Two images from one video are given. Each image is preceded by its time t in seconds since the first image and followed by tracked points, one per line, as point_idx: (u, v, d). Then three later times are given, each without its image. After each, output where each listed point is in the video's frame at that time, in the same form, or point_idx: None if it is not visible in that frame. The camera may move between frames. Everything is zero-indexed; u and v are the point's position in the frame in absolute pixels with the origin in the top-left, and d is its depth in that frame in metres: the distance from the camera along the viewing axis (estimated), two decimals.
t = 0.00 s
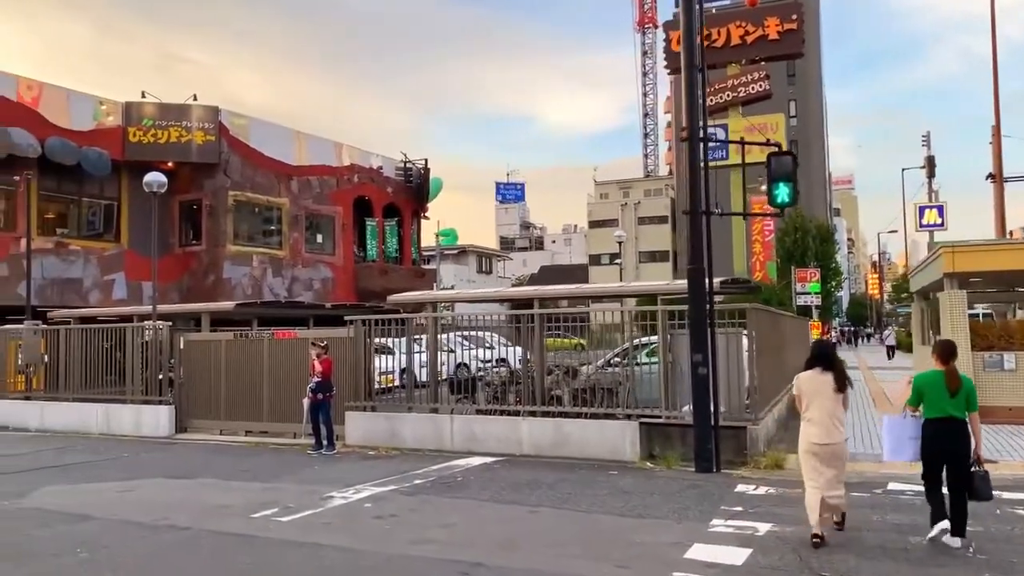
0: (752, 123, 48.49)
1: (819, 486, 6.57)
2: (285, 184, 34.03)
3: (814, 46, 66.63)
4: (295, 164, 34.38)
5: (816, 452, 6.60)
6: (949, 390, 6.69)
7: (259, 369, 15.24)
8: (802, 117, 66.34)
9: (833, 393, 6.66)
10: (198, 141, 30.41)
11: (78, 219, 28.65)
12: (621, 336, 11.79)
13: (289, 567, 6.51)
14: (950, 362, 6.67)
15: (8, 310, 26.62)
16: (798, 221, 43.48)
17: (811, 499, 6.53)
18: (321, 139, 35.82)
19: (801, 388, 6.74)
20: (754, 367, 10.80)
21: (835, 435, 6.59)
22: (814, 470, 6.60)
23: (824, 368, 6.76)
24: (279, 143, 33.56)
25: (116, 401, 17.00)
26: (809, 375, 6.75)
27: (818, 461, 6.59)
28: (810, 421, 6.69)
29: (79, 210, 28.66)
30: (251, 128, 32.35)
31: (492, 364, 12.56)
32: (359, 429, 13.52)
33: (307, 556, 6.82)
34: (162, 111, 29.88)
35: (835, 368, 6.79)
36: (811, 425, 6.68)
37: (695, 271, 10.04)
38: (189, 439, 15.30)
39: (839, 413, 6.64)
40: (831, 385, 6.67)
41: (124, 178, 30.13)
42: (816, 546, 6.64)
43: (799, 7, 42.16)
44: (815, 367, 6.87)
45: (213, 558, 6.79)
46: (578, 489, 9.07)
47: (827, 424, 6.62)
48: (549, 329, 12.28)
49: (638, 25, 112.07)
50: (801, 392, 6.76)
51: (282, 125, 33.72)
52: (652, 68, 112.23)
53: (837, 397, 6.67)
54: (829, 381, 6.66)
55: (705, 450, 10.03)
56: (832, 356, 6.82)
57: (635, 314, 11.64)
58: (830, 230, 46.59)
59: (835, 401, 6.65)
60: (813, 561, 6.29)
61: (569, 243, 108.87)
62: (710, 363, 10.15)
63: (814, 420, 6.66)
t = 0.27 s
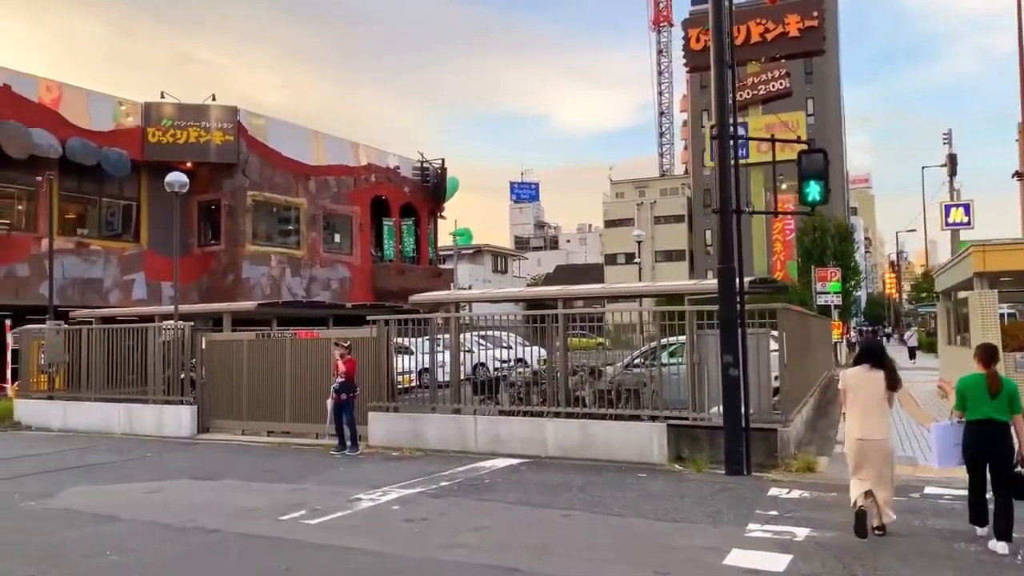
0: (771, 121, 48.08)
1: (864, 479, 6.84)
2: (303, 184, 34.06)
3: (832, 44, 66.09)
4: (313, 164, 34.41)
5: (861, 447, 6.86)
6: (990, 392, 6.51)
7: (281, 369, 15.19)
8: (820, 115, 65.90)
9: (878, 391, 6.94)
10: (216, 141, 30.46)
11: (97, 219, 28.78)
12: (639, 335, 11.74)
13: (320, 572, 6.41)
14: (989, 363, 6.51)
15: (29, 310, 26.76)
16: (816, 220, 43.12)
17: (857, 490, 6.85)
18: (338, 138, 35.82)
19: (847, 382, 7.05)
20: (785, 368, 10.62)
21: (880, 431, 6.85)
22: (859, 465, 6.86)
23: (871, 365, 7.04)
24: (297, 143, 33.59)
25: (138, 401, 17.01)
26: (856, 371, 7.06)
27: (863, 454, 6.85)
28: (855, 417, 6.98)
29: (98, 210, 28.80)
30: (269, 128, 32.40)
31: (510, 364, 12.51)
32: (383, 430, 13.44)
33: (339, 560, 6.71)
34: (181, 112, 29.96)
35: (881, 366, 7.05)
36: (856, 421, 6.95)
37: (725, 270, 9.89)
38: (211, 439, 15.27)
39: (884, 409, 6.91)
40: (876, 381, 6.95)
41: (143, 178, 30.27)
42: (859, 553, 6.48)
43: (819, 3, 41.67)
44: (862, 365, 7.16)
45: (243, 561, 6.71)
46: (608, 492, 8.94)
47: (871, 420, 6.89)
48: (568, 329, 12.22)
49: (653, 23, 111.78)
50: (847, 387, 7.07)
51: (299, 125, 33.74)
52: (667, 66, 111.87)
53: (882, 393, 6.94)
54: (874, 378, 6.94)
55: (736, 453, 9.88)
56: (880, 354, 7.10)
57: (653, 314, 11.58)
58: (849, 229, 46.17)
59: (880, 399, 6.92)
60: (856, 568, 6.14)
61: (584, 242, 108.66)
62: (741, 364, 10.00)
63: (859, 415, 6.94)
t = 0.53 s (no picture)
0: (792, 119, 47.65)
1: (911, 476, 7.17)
2: (324, 184, 34.10)
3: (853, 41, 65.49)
4: (334, 164, 34.46)
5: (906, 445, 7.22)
6: None
7: (306, 369, 15.16)
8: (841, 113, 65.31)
9: (924, 392, 7.29)
10: (238, 142, 30.54)
11: (120, 219, 28.93)
12: (654, 335, 11.70)
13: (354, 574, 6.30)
14: None
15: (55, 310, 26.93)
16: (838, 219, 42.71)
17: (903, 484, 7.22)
18: (359, 138, 35.85)
19: (895, 384, 7.45)
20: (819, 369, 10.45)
21: (924, 430, 7.18)
22: (906, 463, 7.22)
23: (918, 367, 7.42)
24: (318, 142, 33.65)
25: (164, 401, 17.05)
26: (903, 372, 7.45)
27: (908, 450, 7.21)
28: (901, 417, 7.35)
29: (121, 210, 28.95)
30: (290, 128, 32.47)
31: (536, 363, 12.41)
32: (409, 430, 13.36)
33: (373, 562, 6.62)
34: (203, 112, 30.09)
35: (928, 367, 7.42)
36: (902, 421, 7.32)
37: (759, 269, 9.74)
38: (237, 439, 15.25)
39: (930, 408, 7.25)
40: (921, 382, 7.32)
41: (166, 178, 30.41)
42: (906, 560, 6.30)
43: None
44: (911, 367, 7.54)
45: (277, 563, 6.63)
46: (641, 494, 8.81)
47: (916, 419, 7.24)
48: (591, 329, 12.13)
49: (671, 22, 111.37)
50: (895, 389, 7.47)
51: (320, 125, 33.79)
52: (686, 64, 111.33)
53: (928, 394, 7.29)
54: (920, 378, 7.32)
55: (771, 454, 9.72)
56: (926, 356, 7.48)
57: (673, 313, 11.53)
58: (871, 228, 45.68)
59: (926, 399, 7.27)
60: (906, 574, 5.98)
61: (601, 242, 108.38)
62: (776, 364, 9.84)
63: (904, 414, 7.32)
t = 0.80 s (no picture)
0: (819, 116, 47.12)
1: (966, 476, 6.95)
2: (350, 183, 34.14)
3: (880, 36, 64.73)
4: (360, 163, 34.48)
5: (962, 443, 7.00)
6: None
7: (336, 367, 15.11)
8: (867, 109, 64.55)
9: (980, 390, 7.10)
10: (265, 141, 30.65)
11: (147, 219, 29.11)
12: (682, 332, 11.55)
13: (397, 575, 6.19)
14: None
15: (85, 309, 27.15)
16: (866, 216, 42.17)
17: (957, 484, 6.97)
18: (383, 137, 35.88)
19: (949, 381, 7.23)
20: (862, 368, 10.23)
21: (981, 428, 6.98)
22: (960, 462, 7.00)
23: (972, 364, 7.21)
24: (343, 142, 33.68)
25: (194, 399, 17.08)
26: (957, 369, 7.22)
27: (963, 449, 6.99)
28: (955, 415, 7.13)
29: (148, 209, 29.13)
30: (316, 127, 32.55)
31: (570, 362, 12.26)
32: (440, 429, 13.25)
33: (414, 563, 6.51)
34: (229, 112, 30.25)
35: (982, 365, 7.21)
36: (957, 419, 7.11)
37: (802, 265, 9.54)
38: (267, 437, 15.22)
39: (985, 407, 7.06)
40: (977, 379, 7.11)
41: (193, 178, 30.58)
42: (968, 564, 6.08)
43: None
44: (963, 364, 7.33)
45: (318, 563, 6.53)
46: (683, 495, 8.63)
47: (972, 417, 7.04)
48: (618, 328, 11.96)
49: (693, 19, 110.91)
50: (948, 386, 7.25)
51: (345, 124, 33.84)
52: (708, 62, 110.63)
53: (983, 392, 7.10)
54: (976, 375, 7.11)
55: (814, 455, 9.51)
56: (979, 354, 7.28)
57: (704, 312, 11.32)
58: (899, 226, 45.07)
59: (982, 398, 7.08)
60: None
61: (623, 241, 107.91)
62: (819, 363, 9.64)
63: (959, 412, 7.10)
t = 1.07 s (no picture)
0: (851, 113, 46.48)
1: None
2: (379, 184, 34.18)
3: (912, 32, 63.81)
4: (389, 163, 34.52)
5: None
6: None
7: (371, 368, 15.05)
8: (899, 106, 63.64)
9: None
10: (295, 142, 30.77)
11: (179, 219, 29.33)
12: (715, 332, 11.43)
13: None
14: None
15: (119, 310, 27.40)
16: (899, 214, 41.56)
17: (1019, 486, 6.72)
18: (412, 136, 35.90)
19: (1009, 379, 6.95)
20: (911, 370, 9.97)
21: None
22: None
23: None
24: (372, 142, 33.73)
25: (229, 400, 17.12)
26: (1017, 366, 6.95)
27: None
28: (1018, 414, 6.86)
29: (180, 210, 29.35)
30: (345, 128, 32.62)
31: (608, 363, 12.09)
32: (476, 431, 13.13)
33: (463, 570, 6.38)
34: (260, 113, 30.43)
35: None
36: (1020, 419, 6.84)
37: (850, 265, 9.30)
38: (302, 438, 15.20)
39: None
40: None
41: (224, 179, 30.77)
42: None
43: None
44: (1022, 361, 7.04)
45: (365, 570, 6.43)
46: (730, 501, 8.44)
47: None
48: (651, 327, 11.88)
49: (720, 17, 110.12)
50: (1008, 384, 6.97)
51: (374, 125, 33.88)
52: (735, 59, 109.78)
53: None
54: None
55: (864, 460, 9.26)
56: None
57: (737, 311, 11.21)
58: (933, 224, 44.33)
59: None
60: None
61: (649, 240, 107.35)
62: (868, 366, 9.39)
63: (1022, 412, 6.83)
